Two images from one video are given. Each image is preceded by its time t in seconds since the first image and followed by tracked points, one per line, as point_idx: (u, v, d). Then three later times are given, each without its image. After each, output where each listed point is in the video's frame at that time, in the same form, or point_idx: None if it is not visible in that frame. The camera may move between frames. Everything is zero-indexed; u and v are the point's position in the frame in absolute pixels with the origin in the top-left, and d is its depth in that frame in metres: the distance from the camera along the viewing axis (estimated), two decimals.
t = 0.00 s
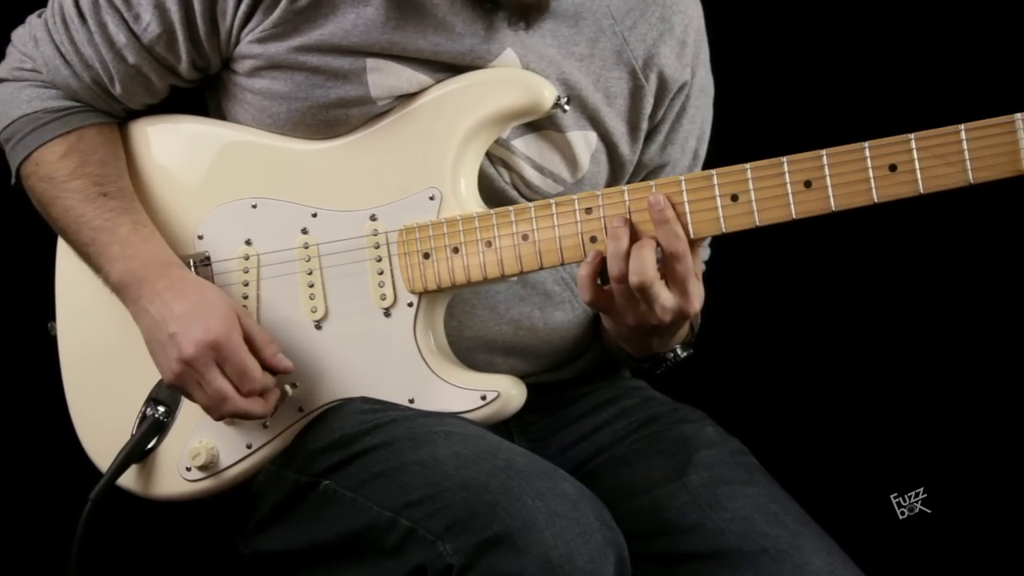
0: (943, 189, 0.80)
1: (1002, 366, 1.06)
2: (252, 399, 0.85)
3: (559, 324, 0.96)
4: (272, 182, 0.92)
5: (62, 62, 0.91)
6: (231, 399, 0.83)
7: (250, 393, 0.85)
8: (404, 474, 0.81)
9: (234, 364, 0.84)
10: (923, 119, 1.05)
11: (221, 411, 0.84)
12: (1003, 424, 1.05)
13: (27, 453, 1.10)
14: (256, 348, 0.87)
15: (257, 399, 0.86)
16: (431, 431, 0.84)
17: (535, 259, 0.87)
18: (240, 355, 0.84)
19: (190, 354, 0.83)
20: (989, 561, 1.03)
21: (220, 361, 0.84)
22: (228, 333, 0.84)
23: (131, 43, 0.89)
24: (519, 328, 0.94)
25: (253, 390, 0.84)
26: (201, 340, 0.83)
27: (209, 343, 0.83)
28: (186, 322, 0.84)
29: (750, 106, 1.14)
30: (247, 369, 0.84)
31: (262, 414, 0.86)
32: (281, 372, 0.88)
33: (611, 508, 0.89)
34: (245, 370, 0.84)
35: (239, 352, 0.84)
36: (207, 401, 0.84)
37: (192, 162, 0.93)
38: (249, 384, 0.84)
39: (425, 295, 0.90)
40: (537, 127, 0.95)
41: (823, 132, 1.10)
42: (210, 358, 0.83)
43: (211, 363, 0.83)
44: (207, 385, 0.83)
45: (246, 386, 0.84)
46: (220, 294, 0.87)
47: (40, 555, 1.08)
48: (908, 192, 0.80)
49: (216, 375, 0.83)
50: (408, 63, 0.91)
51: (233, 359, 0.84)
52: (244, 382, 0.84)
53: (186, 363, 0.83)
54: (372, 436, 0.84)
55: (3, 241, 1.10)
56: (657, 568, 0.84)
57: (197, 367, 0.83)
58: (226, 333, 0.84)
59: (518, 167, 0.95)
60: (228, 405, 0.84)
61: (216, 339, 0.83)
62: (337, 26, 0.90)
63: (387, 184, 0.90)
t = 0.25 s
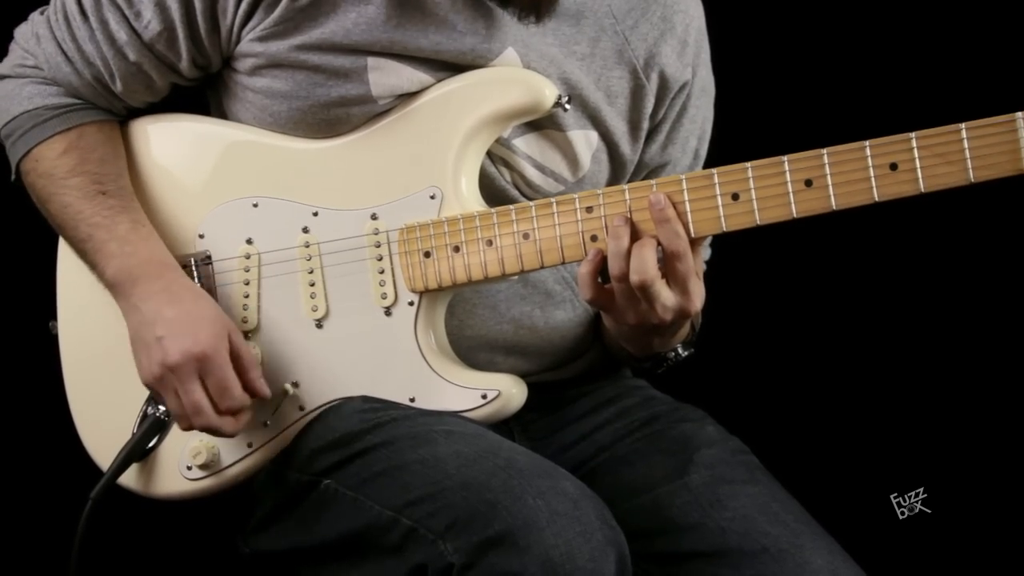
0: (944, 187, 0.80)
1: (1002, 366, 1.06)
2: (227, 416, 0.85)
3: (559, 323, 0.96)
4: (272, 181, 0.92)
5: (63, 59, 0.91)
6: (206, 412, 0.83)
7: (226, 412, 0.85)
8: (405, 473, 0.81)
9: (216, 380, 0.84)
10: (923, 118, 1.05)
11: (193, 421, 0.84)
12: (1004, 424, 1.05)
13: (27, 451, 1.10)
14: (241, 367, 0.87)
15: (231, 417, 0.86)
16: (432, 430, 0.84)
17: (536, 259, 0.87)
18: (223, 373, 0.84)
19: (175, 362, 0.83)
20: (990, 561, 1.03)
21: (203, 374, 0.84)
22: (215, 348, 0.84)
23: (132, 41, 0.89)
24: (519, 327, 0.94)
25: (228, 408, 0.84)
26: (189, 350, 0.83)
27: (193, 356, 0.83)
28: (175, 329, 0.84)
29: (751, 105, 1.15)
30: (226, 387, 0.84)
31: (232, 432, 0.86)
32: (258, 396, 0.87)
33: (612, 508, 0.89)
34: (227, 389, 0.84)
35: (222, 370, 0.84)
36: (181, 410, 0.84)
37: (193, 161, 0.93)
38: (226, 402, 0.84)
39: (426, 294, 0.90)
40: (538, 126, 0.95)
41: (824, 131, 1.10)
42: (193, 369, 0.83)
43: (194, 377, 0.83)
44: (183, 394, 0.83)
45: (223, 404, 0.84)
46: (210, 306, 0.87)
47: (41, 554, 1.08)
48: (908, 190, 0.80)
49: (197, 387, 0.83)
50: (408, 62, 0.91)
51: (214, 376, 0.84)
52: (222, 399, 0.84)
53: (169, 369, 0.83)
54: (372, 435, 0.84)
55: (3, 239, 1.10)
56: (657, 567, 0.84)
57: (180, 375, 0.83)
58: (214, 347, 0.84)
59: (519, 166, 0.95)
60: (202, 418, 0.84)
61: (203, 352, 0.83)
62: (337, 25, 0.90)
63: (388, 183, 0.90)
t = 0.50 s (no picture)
0: (946, 186, 0.80)
1: (1003, 365, 1.06)
2: (253, 377, 0.85)
3: (561, 322, 0.96)
4: (274, 180, 0.92)
5: (65, 56, 0.91)
6: (232, 375, 0.83)
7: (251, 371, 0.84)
8: (407, 473, 0.81)
9: (236, 340, 0.83)
10: (924, 118, 1.05)
11: (222, 389, 0.83)
12: (1005, 424, 1.05)
13: (29, 449, 1.10)
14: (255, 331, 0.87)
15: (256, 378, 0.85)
16: (434, 429, 0.84)
17: (538, 258, 0.87)
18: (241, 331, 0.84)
19: (192, 330, 0.82)
20: (991, 561, 1.03)
21: (222, 338, 0.83)
22: (231, 310, 0.84)
23: (133, 39, 0.89)
24: (521, 327, 0.94)
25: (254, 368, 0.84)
26: (204, 317, 0.82)
27: (212, 321, 0.83)
28: (188, 301, 0.83)
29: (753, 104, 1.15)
30: (249, 345, 0.83)
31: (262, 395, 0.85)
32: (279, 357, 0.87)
33: (614, 507, 0.89)
34: (246, 346, 0.83)
35: (239, 330, 0.84)
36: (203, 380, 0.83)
37: (195, 160, 0.93)
38: (252, 361, 0.83)
39: (427, 293, 0.90)
40: (539, 125, 0.95)
41: (825, 130, 1.10)
42: (211, 334, 0.83)
43: (213, 342, 0.83)
44: (206, 363, 0.82)
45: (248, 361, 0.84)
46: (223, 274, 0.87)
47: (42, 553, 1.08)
48: (911, 189, 0.80)
49: (218, 352, 0.83)
50: (410, 61, 0.91)
51: (234, 336, 0.83)
52: (245, 359, 0.83)
53: (186, 340, 0.83)
54: (375, 435, 0.84)
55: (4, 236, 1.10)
56: (659, 567, 0.84)
57: (199, 345, 0.82)
58: (228, 311, 0.84)
59: (521, 165, 0.95)
60: (229, 381, 0.83)
61: (218, 316, 0.83)
62: (339, 24, 0.90)
63: (389, 182, 0.90)
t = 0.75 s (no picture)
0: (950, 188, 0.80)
1: (1006, 367, 1.06)
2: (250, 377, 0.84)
3: (565, 323, 0.96)
4: (278, 181, 0.92)
5: (67, 55, 0.91)
6: (220, 378, 0.82)
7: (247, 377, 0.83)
8: (411, 473, 0.81)
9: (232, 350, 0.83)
10: (928, 119, 1.06)
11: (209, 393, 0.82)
12: (1007, 425, 1.05)
13: (31, 449, 1.10)
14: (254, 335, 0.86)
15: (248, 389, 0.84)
16: (438, 430, 0.84)
17: (542, 259, 0.87)
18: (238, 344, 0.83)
19: (190, 330, 0.83)
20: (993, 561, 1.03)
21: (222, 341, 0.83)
22: (229, 315, 0.84)
23: (136, 38, 0.89)
24: (525, 327, 0.94)
25: (241, 377, 0.83)
26: (204, 317, 0.83)
27: (209, 323, 0.83)
28: (187, 301, 0.84)
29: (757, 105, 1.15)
30: (236, 354, 0.83)
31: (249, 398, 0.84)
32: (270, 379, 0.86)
33: (617, 507, 0.89)
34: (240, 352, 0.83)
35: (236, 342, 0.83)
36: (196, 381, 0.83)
37: (200, 160, 0.93)
38: (237, 364, 0.83)
39: (431, 293, 0.90)
40: (543, 127, 0.95)
41: (829, 131, 1.10)
42: (209, 334, 0.83)
43: (213, 346, 0.83)
44: (193, 367, 0.82)
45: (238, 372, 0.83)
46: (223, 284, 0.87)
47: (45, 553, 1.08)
48: (915, 190, 0.80)
49: (215, 353, 0.83)
50: (414, 61, 0.91)
51: (231, 344, 0.83)
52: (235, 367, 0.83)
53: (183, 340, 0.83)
54: (379, 435, 0.84)
55: (7, 235, 1.10)
56: (663, 567, 0.84)
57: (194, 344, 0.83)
58: (225, 313, 0.84)
59: (525, 166, 0.95)
60: (217, 387, 0.82)
61: (218, 317, 0.83)
62: (344, 26, 0.90)
63: (393, 183, 0.90)
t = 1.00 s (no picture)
0: (956, 202, 0.80)
1: (1004, 371, 1.06)
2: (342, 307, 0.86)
3: (568, 326, 0.96)
4: (283, 181, 0.91)
5: (64, 60, 0.90)
6: (321, 313, 0.85)
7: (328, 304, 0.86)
8: (414, 476, 0.81)
9: (306, 283, 0.85)
10: (931, 123, 1.05)
11: (318, 326, 0.85)
12: (1007, 428, 1.06)
13: (36, 446, 1.10)
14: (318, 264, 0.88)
15: (343, 306, 0.87)
16: (441, 432, 0.84)
17: (547, 264, 0.87)
18: (312, 270, 0.85)
19: (265, 289, 0.84)
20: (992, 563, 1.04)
21: (292, 285, 0.85)
22: (294, 257, 0.86)
23: (135, 42, 0.88)
24: (529, 330, 0.94)
25: (337, 297, 0.85)
26: (269, 272, 0.85)
27: (279, 274, 0.85)
28: (251, 267, 0.86)
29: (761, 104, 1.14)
30: (333, 281, 0.85)
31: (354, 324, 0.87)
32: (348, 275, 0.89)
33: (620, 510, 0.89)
34: (321, 283, 0.85)
35: (309, 272, 0.85)
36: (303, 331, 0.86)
37: (205, 159, 0.93)
38: (333, 292, 0.85)
39: (436, 297, 0.90)
40: (548, 126, 0.94)
41: (832, 134, 1.10)
42: (283, 285, 0.85)
43: (290, 290, 0.85)
44: (296, 312, 0.84)
45: (325, 301, 0.86)
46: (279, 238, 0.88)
47: (51, 550, 1.09)
48: (921, 203, 0.80)
49: (295, 298, 0.84)
50: (418, 62, 0.91)
51: (303, 279, 0.85)
52: (326, 297, 0.85)
53: (265, 301, 0.85)
54: (382, 437, 0.85)
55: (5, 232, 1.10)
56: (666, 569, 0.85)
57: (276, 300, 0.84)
58: (288, 258, 0.86)
59: (530, 167, 0.94)
60: (324, 318, 0.85)
61: (282, 266, 0.85)
62: (347, 26, 0.90)
63: (398, 185, 0.90)
